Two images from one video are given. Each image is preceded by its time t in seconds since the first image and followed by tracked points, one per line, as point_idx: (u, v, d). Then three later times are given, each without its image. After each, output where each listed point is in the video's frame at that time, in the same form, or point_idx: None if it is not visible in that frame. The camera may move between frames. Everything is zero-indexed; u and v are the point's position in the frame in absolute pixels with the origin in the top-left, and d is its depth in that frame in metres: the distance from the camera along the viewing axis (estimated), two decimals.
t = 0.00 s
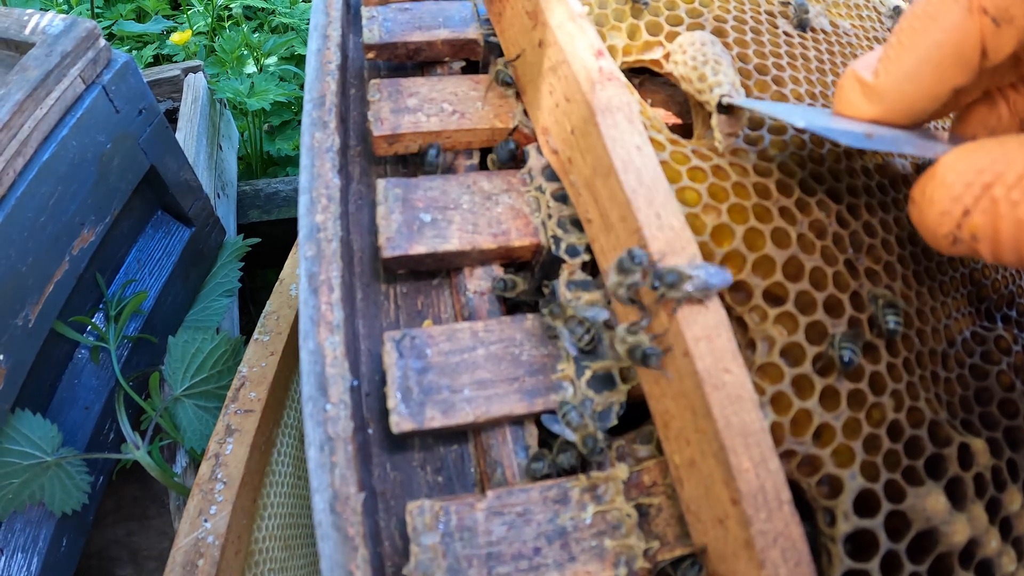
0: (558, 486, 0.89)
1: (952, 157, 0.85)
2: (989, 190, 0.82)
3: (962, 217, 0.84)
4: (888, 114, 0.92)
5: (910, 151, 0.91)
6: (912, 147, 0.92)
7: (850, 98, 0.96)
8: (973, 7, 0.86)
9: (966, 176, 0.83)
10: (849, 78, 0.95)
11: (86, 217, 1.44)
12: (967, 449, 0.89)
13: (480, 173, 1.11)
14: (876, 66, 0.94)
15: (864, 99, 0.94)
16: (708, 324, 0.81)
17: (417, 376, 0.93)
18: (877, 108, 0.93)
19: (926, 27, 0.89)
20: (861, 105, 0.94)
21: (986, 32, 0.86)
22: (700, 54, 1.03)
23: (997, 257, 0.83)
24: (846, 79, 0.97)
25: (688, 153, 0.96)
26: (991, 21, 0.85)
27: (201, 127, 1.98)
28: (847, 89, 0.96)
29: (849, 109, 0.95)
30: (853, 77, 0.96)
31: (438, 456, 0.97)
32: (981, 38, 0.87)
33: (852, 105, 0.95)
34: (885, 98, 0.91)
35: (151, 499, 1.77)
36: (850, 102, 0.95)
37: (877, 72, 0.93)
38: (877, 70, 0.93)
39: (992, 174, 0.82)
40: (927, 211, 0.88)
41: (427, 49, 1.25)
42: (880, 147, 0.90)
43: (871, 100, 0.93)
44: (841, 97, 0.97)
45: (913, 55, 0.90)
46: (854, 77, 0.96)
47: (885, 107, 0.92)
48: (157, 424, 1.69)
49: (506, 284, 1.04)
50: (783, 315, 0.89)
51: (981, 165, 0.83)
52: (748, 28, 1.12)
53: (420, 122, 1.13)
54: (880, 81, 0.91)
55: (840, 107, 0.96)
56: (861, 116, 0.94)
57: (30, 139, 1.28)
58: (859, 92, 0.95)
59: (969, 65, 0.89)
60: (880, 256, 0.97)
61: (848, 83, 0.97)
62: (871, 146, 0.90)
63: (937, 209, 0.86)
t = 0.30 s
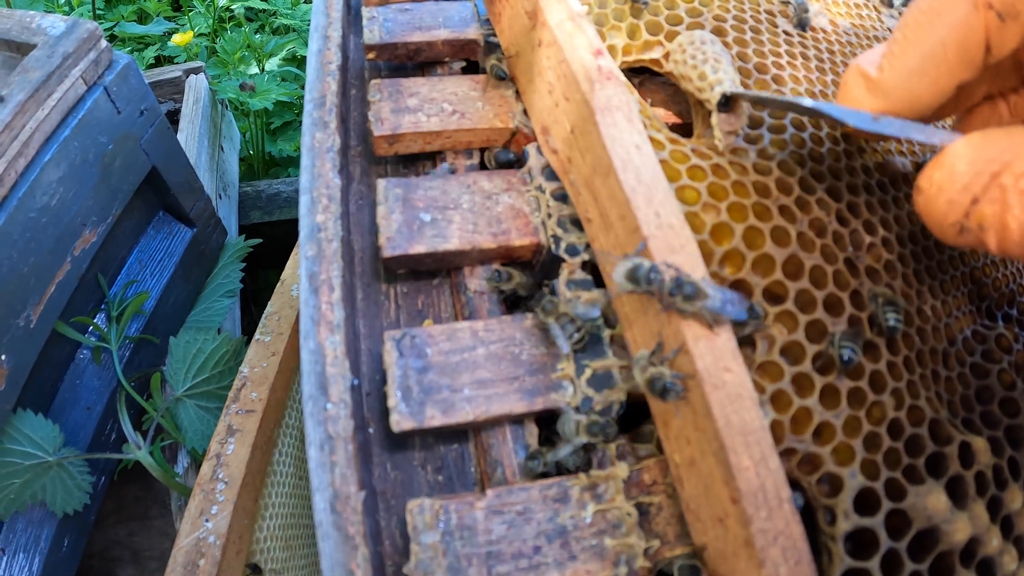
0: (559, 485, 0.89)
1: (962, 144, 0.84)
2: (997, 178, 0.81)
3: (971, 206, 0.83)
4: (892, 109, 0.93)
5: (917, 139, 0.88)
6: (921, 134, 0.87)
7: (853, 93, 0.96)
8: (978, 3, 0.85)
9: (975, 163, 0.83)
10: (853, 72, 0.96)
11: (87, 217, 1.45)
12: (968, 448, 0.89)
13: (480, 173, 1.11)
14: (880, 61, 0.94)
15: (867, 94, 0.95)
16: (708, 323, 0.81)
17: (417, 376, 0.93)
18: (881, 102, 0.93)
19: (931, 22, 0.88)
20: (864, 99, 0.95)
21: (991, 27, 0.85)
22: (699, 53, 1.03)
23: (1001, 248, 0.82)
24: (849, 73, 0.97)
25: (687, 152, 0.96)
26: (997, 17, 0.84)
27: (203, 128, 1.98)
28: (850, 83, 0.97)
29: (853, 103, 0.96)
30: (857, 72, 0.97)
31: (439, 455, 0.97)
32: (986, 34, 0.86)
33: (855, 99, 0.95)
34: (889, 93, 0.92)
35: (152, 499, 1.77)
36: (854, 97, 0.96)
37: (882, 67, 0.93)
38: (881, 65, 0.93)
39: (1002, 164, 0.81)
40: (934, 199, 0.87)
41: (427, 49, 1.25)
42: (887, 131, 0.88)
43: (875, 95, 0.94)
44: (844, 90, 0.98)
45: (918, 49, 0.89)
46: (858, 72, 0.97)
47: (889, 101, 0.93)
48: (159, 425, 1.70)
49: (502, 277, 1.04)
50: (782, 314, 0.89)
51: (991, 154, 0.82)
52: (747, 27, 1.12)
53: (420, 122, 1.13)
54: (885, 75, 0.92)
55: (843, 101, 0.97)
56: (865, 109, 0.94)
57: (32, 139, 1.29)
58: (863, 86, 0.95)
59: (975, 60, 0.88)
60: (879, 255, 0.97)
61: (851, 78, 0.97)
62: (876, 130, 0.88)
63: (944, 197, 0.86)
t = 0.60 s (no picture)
0: (560, 484, 0.89)
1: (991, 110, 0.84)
2: None
3: (1003, 169, 0.82)
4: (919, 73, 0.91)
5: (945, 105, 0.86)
6: (948, 101, 0.85)
7: (877, 55, 0.94)
8: None
9: (1007, 126, 0.82)
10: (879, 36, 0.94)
11: (89, 218, 1.45)
12: (969, 446, 0.89)
13: (480, 172, 1.12)
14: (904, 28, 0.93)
15: (893, 56, 0.93)
16: (709, 322, 0.81)
17: (418, 374, 0.94)
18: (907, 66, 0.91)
19: None
20: (890, 61, 0.92)
21: None
22: (698, 52, 1.03)
23: None
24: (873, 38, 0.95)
25: (687, 151, 0.96)
26: None
27: (204, 129, 1.99)
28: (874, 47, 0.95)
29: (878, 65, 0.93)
30: (882, 36, 0.95)
31: (440, 454, 0.97)
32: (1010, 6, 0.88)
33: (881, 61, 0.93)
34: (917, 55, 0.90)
35: (154, 499, 1.77)
36: (879, 58, 0.93)
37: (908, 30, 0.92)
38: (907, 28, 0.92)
39: None
40: (963, 163, 0.86)
41: (427, 49, 1.26)
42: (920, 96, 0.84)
43: (901, 57, 0.92)
44: (869, 54, 0.96)
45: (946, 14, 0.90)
46: (883, 37, 0.95)
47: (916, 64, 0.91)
48: (161, 425, 1.70)
49: (492, 280, 1.04)
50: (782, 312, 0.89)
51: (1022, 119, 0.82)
52: (746, 27, 1.12)
53: (420, 122, 1.13)
54: (911, 39, 0.91)
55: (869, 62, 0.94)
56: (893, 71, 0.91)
57: (33, 140, 1.29)
58: (887, 49, 0.93)
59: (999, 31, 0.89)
60: (879, 252, 0.97)
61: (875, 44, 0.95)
62: (911, 94, 0.84)
63: (973, 160, 0.85)
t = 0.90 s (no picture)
0: (568, 483, 0.89)
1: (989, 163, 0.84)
2: None
3: (999, 223, 0.82)
4: (921, 125, 0.90)
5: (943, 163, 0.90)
6: (950, 160, 0.90)
7: (881, 108, 0.94)
8: (1004, 16, 0.85)
9: (1001, 180, 0.82)
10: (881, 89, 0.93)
11: (91, 219, 1.45)
12: (976, 442, 0.89)
13: (486, 172, 1.12)
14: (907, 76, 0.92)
15: (896, 110, 0.92)
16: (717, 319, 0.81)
17: (424, 374, 0.93)
18: (911, 119, 0.91)
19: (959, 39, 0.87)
20: (893, 115, 0.92)
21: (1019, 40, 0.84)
22: (703, 50, 1.03)
23: None
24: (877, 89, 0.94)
25: (693, 149, 0.96)
26: None
27: (205, 131, 1.99)
28: (878, 99, 0.94)
29: (881, 121, 0.93)
30: (885, 87, 0.94)
31: (446, 453, 0.97)
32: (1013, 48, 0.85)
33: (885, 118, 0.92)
34: (919, 108, 0.89)
35: (157, 501, 1.77)
36: (882, 113, 0.93)
37: (910, 82, 0.90)
38: (910, 80, 0.90)
39: None
40: (963, 216, 0.87)
41: (432, 49, 1.26)
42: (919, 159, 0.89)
43: (904, 110, 0.91)
44: (873, 106, 0.95)
45: (947, 64, 0.87)
46: (886, 87, 0.94)
47: (919, 116, 0.90)
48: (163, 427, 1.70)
49: (484, 275, 1.04)
50: (789, 309, 0.89)
51: (1017, 171, 0.81)
52: (751, 26, 1.12)
53: (425, 122, 1.13)
54: (914, 91, 0.89)
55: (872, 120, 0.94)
56: (895, 128, 0.92)
57: (36, 141, 1.29)
58: (891, 102, 0.92)
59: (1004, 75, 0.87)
60: (885, 250, 0.97)
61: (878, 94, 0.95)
62: (910, 160, 0.89)
63: (973, 215, 0.85)
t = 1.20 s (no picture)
0: (563, 483, 0.88)
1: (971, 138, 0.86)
2: (1009, 171, 0.82)
3: (983, 198, 0.84)
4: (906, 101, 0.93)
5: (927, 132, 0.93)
6: (933, 130, 0.93)
7: (868, 85, 0.97)
8: None
9: (986, 155, 0.84)
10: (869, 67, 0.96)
11: (91, 221, 1.45)
12: (974, 442, 0.89)
13: (482, 172, 1.12)
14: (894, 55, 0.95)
15: (882, 86, 0.95)
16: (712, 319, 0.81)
17: (420, 374, 0.93)
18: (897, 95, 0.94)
19: (944, 20, 0.90)
20: (880, 92, 0.95)
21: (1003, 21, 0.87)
22: (699, 50, 1.04)
23: (1017, 239, 0.83)
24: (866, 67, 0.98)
25: (689, 148, 0.96)
26: (1007, 10, 0.85)
27: (205, 133, 1.99)
28: (867, 76, 0.98)
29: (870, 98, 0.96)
30: (873, 65, 0.97)
31: (443, 454, 0.97)
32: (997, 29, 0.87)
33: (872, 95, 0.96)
34: (903, 84, 0.93)
35: (157, 503, 1.76)
36: (869, 89, 0.96)
37: (896, 60, 0.94)
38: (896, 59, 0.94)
39: (1011, 153, 0.82)
40: (948, 192, 0.88)
41: (429, 50, 1.26)
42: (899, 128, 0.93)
43: (889, 87, 0.94)
44: (861, 83, 0.98)
45: (932, 42, 0.90)
46: (874, 65, 0.97)
47: (904, 92, 0.93)
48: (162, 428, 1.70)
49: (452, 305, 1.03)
50: (785, 308, 0.89)
51: (999, 147, 0.83)
52: (746, 26, 1.13)
53: (422, 123, 1.14)
54: (899, 68, 0.93)
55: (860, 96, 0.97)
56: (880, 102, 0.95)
57: (36, 142, 1.29)
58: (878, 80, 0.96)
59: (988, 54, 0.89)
60: (882, 249, 0.97)
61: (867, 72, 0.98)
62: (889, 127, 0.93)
63: (958, 190, 0.86)
